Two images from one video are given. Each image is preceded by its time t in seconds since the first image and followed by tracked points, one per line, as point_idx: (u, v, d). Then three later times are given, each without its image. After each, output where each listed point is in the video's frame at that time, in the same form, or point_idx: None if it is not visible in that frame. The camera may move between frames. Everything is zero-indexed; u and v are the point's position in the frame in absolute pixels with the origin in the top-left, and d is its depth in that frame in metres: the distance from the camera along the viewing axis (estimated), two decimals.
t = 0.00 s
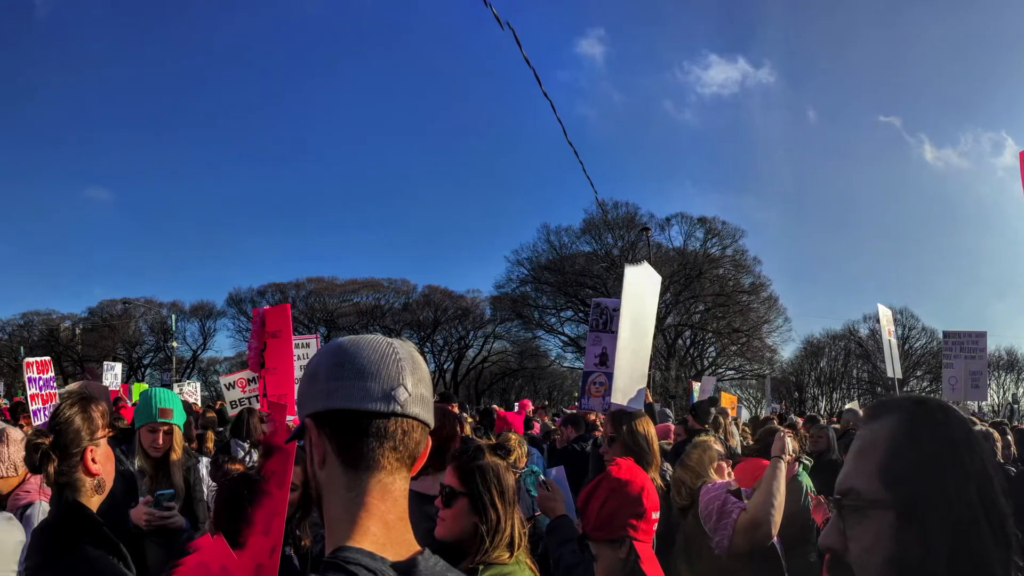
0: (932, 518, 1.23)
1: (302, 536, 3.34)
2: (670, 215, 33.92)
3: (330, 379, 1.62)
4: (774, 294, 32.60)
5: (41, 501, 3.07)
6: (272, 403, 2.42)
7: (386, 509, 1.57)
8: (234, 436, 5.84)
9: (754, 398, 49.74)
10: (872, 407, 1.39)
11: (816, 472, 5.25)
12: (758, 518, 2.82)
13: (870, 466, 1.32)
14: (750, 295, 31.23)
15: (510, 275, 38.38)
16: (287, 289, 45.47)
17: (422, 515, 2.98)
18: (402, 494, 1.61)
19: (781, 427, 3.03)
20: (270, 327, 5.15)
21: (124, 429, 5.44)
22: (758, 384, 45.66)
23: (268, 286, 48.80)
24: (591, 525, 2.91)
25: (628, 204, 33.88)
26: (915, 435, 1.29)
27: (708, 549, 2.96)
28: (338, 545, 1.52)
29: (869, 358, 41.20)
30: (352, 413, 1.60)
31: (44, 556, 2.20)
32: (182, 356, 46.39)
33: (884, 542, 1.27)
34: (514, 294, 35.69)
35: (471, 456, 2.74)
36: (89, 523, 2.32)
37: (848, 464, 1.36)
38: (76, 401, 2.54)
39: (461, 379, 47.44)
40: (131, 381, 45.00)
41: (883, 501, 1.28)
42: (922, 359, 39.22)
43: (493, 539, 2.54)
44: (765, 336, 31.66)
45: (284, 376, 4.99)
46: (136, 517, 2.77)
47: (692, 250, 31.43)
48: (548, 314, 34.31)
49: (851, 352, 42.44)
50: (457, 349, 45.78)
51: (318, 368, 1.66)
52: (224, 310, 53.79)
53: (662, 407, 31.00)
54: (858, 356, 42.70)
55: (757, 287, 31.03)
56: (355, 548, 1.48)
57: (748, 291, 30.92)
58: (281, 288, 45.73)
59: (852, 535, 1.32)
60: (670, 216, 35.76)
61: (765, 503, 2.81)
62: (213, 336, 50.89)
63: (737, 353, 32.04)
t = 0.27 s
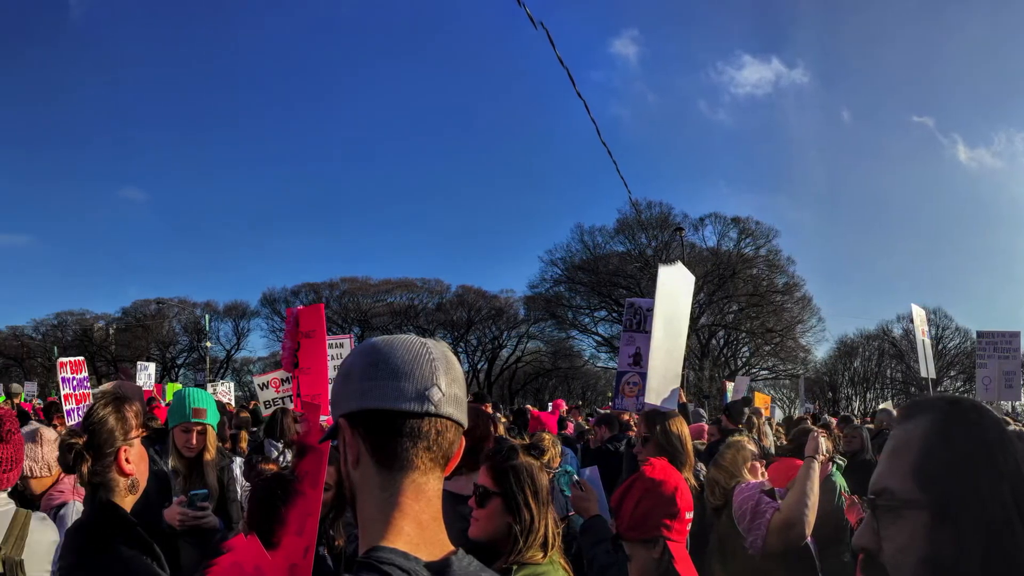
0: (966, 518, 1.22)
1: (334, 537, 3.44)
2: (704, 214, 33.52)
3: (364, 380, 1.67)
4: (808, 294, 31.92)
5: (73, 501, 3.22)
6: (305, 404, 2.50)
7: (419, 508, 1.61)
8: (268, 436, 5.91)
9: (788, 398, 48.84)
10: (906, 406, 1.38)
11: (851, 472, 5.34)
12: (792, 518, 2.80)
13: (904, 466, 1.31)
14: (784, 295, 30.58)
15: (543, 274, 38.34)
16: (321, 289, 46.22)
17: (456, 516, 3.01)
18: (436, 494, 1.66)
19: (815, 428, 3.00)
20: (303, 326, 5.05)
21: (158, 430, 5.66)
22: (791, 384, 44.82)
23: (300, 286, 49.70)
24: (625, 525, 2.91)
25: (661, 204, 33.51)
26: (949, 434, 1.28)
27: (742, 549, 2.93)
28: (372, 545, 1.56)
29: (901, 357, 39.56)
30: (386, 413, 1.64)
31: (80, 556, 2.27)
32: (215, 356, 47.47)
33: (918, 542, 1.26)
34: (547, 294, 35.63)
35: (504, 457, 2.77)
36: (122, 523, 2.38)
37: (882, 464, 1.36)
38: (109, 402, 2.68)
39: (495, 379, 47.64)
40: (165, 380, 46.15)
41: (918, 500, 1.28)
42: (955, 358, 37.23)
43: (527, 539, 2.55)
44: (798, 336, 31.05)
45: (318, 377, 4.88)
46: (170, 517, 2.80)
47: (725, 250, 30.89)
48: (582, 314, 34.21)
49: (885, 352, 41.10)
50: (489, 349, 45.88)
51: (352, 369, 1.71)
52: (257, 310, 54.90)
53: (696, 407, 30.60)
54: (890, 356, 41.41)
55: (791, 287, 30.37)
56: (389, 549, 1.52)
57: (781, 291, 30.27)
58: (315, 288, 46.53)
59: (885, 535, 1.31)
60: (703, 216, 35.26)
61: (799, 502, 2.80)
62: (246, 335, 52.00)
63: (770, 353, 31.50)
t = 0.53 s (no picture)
0: (1001, 518, 1.20)
1: (369, 536, 3.51)
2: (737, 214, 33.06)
3: (397, 380, 1.72)
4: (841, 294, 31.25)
5: (108, 501, 3.25)
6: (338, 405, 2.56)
7: (452, 509, 1.65)
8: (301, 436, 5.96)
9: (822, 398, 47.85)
10: (939, 407, 1.36)
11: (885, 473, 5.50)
12: (826, 518, 2.76)
13: (938, 466, 1.30)
14: (818, 295, 29.90)
15: (577, 273, 38.21)
16: (355, 288, 46.88)
17: (490, 515, 3.04)
18: (469, 494, 1.70)
19: (849, 428, 2.94)
20: (336, 327, 5.01)
21: (192, 430, 5.87)
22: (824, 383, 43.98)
23: (334, 286, 50.55)
24: (658, 525, 2.91)
25: (695, 204, 33.09)
26: (985, 435, 1.26)
27: (775, 549, 2.89)
28: (406, 544, 1.61)
29: (935, 357, 38.66)
30: (419, 412, 1.68)
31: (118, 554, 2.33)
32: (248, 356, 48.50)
33: (951, 542, 1.24)
34: (581, 293, 35.50)
35: (537, 457, 2.77)
36: (154, 522, 2.42)
37: (916, 464, 1.35)
38: (143, 403, 2.76)
39: (528, 379, 47.67)
40: (198, 380, 47.26)
41: (951, 501, 1.26)
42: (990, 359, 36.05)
43: (560, 539, 2.56)
44: (832, 336, 30.47)
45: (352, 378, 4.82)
46: (204, 516, 2.75)
47: (759, 250, 30.32)
48: (615, 314, 34.03)
49: (918, 352, 40.07)
50: (523, 350, 45.96)
51: (384, 370, 1.75)
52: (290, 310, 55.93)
53: (730, 407, 30.18)
54: (924, 356, 40.37)
55: (825, 287, 29.67)
56: (423, 549, 1.56)
57: (815, 291, 29.60)
58: (349, 288, 47.26)
59: (919, 535, 1.30)
60: (737, 215, 34.73)
61: (832, 502, 2.76)
62: (280, 335, 53.02)
63: (803, 353, 30.97)
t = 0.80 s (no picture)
0: None
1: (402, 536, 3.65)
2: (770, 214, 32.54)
3: (430, 380, 1.76)
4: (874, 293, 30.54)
5: (140, 501, 3.38)
6: (374, 406, 2.62)
7: (488, 508, 1.69)
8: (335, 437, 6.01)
9: (855, 397, 46.94)
10: (974, 406, 1.34)
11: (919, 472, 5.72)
12: (858, 518, 2.80)
13: (972, 466, 1.28)
14: (851, 295, 29.18)
15: (610, 273, 37.97)
16: (388, 289, 47.43)
17: (524, 515, 3.05)
18: (503, 494, 1.74)
19: (882, 428, 2.97)
20: (369, 327, 5.05)
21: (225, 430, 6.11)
22: (857, 383, 43.12)
23: (367, 286, 51.18)
24: (692, 525, 2.90)
25: (729, 203, 32.58)
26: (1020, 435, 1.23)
27: (810, 548, 2.96)
28: (440, 544, 1.65)
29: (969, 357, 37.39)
30: (453, 412, 1.72)
31: (151, 552, 2.41)
32: (281, 355, 49.37)
33: (986, 542, 1.23)
34: (614, 293, 35.28)
35: (571, 456, 2.76)
36: (187, 523, 2.50)
37: (950, 464, 1.33)
38: (177, 403, 2.82)
39: (562, 379, 47.51)
40: (232, 380, 48.23)
41: (985, 500, 1.24)
42: None
43: (595, 539, 2.54)
44: (866, 336, 29.85)
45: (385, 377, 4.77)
46: (238, 517, 2.97)
47: (792, 250, 29.69)
48: (650, 314, 33.74)
49: (951, 352, 38.99)
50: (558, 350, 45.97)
51: (418, 369, 1.80)
52: (323, 309, 56.80)
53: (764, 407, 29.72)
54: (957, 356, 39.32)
55: (859, 287, 28.94)
56: (456, 549, 1.60)
57: (849, 291, 28.88)
58: (382, 288, 47.88)
59: (953, 535, 1.28)
60: (770, 215, 34.18)
61: (865, 502, 2.80)
62: (313, 335, 53.82)
63: (837, 353, 30.41)
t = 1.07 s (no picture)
0: None
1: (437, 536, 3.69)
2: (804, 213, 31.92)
3: (464, 381, 1.81)
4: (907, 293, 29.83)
5: (175, 501, 3.38)
6: (407, 406, 2.66)
7: (525, 507, 1.74)
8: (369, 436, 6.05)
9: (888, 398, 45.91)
10: (1008, 408, 1.31)
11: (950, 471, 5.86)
12: (893, 519, 2.93)
13: (1006, 467, 1.26)
14: (885, 295, 28.42)
15: (644, 273, 37.64)
16: (421, 288, 47.82)
17: (556, 516, 3.02)
18: (538, 494, 1.78)
19: (915, 428, 3.11)
20: (403, 327, 5.14)
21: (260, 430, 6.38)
22: (890, 383, 42.11)
23: (399, 286, 51.77)
24: (724, 524, 2.88)
25: (763, 203, 31.94)
26: None
27: (844, 549, 3.08)
28: (474, 544, 1.70)
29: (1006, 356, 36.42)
30: (488, 411, 1.76)
31: (189, 553, 2.45)
32: (314, 354, 50.40)
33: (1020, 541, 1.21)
34: (648, 294, 34.94)
35: (606, 456, 2.72)
36: (221, 523, 2.53)
37: (983, 465, 1.32)
38: (211, 404, 2.90)
39: (595, 379, 47.27)
40: (266, 379, 49.32)
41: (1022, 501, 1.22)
42: None
43: (628, 538, 2.49)
44: (900, 336, 29.22)
45: (418, 377, 4.83)
46: (271, 516, 3.02)
47: (825, 249, 28.90)
48: (683, 314, 33.32)
49: (985, 352, 38.05)
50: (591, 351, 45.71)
51: (451, 370, 1.85)
52: (357, 309, 57.71)
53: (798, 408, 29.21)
54: (992, 356, 38.30)
55: (892, 287, 28.16)
56: (490, 549, 1.65)
57: (883, 291, 28.10)
58: (416, 288, 48.29)
59: (984, 534, 1.27)
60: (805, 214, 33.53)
61: (899, 503, 2.94)
62: (345, 335, 54.62)
63: (870, 353, 29.87)
